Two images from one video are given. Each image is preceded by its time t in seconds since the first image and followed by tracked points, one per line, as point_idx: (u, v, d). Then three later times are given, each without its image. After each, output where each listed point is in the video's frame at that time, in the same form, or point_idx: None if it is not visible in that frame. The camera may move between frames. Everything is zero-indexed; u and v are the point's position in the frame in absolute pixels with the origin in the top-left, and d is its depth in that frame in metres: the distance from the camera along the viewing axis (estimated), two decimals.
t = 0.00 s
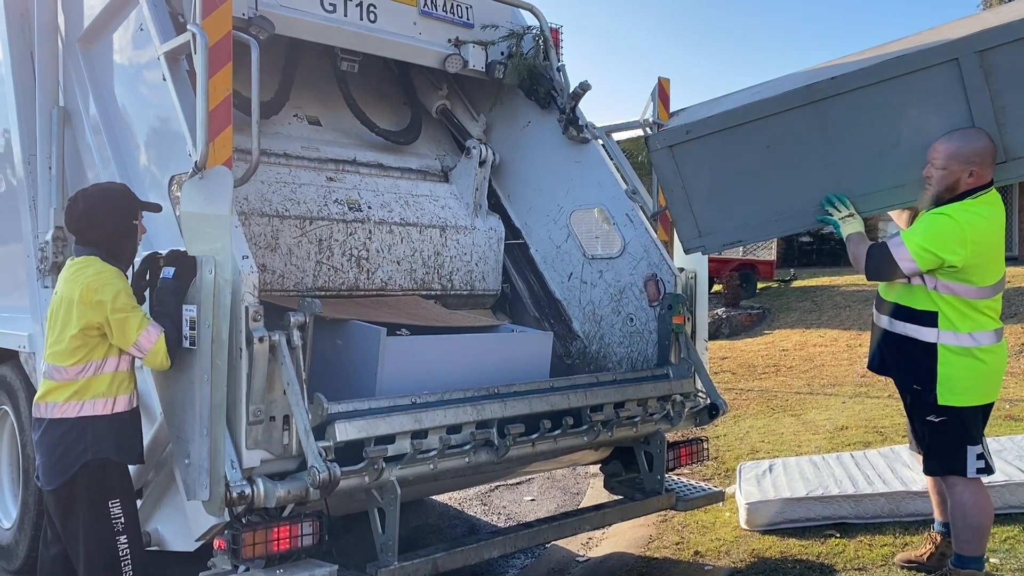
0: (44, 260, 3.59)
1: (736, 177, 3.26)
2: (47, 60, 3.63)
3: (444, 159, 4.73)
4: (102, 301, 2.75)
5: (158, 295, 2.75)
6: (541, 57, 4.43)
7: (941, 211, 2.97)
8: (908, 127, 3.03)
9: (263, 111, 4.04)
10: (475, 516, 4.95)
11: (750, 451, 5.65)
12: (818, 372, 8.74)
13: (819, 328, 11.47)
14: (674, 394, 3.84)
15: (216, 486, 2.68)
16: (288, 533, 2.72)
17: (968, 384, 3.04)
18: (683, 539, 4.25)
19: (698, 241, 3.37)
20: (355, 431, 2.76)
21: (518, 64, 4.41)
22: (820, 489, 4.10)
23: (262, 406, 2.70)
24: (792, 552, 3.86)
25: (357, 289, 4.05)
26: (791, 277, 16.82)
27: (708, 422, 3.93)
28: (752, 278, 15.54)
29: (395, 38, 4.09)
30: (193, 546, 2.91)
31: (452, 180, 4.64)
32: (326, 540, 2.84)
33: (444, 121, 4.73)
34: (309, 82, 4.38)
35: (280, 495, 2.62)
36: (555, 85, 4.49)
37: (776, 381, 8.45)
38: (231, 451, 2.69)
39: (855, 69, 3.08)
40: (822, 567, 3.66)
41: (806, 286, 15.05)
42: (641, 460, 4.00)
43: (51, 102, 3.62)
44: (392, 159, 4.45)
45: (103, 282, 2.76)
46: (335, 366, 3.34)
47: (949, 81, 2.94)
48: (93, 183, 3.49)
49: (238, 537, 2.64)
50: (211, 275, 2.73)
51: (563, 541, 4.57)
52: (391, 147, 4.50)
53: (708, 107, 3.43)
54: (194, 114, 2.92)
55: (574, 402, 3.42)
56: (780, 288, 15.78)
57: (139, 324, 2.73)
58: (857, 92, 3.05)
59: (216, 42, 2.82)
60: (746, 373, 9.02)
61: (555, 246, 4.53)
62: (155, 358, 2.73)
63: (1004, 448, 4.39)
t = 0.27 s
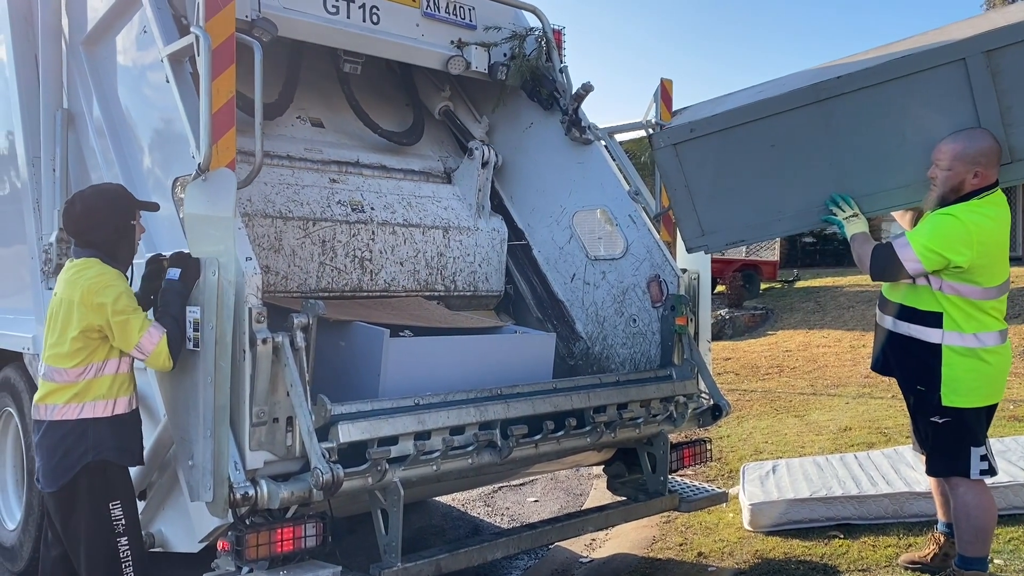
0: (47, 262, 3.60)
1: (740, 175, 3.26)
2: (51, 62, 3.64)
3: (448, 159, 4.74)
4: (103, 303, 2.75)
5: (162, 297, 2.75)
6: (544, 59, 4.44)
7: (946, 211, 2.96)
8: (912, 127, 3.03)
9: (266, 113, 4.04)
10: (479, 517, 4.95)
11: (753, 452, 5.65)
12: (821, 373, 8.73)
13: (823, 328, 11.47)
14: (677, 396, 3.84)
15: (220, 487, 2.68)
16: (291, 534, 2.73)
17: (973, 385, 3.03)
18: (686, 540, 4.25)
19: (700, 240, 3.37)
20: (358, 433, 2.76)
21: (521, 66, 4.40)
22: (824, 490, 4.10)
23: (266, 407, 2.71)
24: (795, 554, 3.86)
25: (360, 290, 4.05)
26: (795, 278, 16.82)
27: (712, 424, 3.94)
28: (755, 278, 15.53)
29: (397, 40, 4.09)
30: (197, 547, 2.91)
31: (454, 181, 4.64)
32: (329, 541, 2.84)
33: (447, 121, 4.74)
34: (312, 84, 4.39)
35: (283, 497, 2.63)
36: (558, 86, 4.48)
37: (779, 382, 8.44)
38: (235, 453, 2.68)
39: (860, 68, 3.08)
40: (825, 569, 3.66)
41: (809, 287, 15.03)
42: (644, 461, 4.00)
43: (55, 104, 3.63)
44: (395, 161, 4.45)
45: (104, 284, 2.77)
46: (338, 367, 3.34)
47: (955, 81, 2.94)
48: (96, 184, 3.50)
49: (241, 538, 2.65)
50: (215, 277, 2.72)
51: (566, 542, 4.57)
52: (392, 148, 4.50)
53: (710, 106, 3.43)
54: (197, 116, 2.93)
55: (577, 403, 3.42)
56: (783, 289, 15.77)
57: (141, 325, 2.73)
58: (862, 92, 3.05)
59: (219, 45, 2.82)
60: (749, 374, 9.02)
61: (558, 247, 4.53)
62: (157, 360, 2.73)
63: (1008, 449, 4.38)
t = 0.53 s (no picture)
0: (50, 265, 3.61)
1: (744, 173, 3.26)
2: (54, 65, 3.65)
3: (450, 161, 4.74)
4: (108, 303, 2.76)
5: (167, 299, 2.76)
6: (546, 60, 4.45)
7: (950, 213, 2.96)
8: (917, 127, 3.03)
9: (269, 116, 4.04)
10: (482, 518, 4.95)
11: (756, 453, 5.64)
12: (824, 373, 8.73)
13: (825, 329, 11.46)
14: (680, 397, 3.83)
15: (223, 489, 2.68)
16: (295, 535, 2.73)
17: (977, 386, 3.03)
18: (689, 541, 4.25)
19: (704, 238, 3.37)
20: (361, 434, 2.77)
21: (523, 67, 4.41)
22: (828, 491, 4.10)
23: (269, 409, 2.71)
24: (799, 554, 3.86)
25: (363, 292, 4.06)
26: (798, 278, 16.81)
27: (714, 425, 3.94)
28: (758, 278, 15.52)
29: (400, 42, 4.10)
30: (200, 549, 2.92)
31: (457, 182, 4.67)
32: (332, 543, 2.85)
33: (449, 121, 4.74)
34: (315, 86, 4.39)
35: (287, 498, 2.63)
36: (560, 87, 4.49)
37: (782, 383, 8.44)
38: (238, 455, 2.69)
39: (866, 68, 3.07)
40: (828, 569, 3.65)
41: (812, 288, 15.02)
42: (647, 463, 3.99)
43: (58, 107, 3.64)
44: (397, 162, 4.46)
45: (109, 284, 2.78)
46: (341, 367, 3.35)
47: (962, 80, 2.93)
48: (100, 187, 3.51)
49: (245, 540, 2.66)
50: (217, 279, 2.72)
51: (569, 543, 4.57)
52: (392, 150, 4.50)
53: (715, 104, 3.42)
54: (200, 118, 2.94)
55: (579, 404, 3.42)
56: (786, 289, 15.76)
57: (146, 326, 2.74)
58: (867, 92, 3.04)
59: (222, 47, 2.83)
60: (752, 375, 9.02)
61: (560, 248, 4.53)
62: (160, 361, 2.74)
63: (1012, 450, 4.38)
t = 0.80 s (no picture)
0: (53, 267, 3.61)
1: (747, 176, 3.26)
2: (57, 68, 3.66)
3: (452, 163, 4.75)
4: (112, 304, 2.77)
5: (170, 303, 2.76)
6: (547, 61, 4.45)
7: (954, 214, 2.97)
8: (921, 128, 3.02)
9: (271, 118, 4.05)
10: (485, 519, 4.95)
11: (759, 454, 5.64)
12: (827, 374, 8.72)
13: (828, 330, 11.44)
14: (682, 398, 3.83)
15: (226, 491, 2.70)
16: (298, 537, 2.73)
17: (983, 387, 3.02)
18: (692, 542, 4.24)
19: (708, 241, 3.38)
20: (363, 436, 2.77)
21: (524, 69, 4.41)
22: (831, 492, 4.10)
23: (271, 412, 2.69)
24: (802, 556, 3.85)
25: (365, 294, 4.06)
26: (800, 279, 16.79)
27: (718, 426, 3.95)
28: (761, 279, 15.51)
29: (402, 45, 4.10)
30: (203, 551, 2.92)
31: (459, 181, 4.66)
32: (335, 545, 2.85)
33: (450, 122, 4.73)
34: (317, 88, 4.40)
35: (289, 500, 2.63)
36: (561, 89, 4.50)
37: (785, 383, 8.43)
38: (241, 456, 2.70)
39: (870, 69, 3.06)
40: (832, 571, 3.65)
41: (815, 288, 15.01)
42: (650, 464, 3.99)
43: (61, 110, 3.64)
44: (399, 164, 4.46)
45: (113, 286, 2.79)
46: (344, 369, 3.35)
47: (966, 81, 2.92)
48: (102, 189, 3.51)
49: (248, 542, 2.67)
50: (220, 281, 2.75)
51: (572, 545, 4.57)
52: (394, 152, 4.49)
53: (718, 106, 3.42)
54: (202, 120, 2.94)
55: (582, 405, 3.42)
56: (789, 290, 15.75)
57: (150, 328, 2.75)
58: (870, 93, 3.04)
59: (224, 50, 2.83)
60: (754, 376, 9.01)
61: (563, 250, 4.54)
62: (164, 363, 2.75)
63: (1016, 450, 4.37)
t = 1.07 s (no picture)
0: (56, 271, 3.62)
1: (748, 179, 3.25)
2: (59, 71, 3.66)
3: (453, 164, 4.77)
4: (114, 308, 2.77)
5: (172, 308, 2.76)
6: (549, 63, 4.45)
7: (957, 214, 2.96)
8: (922, 130, 3.02)
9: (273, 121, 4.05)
10: (488, 521, 4.95)
11: (762, 456, 5.63)
12: (830, 375, 8.70)
13: (831, 331, 11.43)
14: (685, 399, 3.82)
15: (229, 493, 2.70)
16: (301, 540, 2.73)
17: (986, 388, 3.02)
18: (695, 544, 4.24)
19: (710, 244, 3.37)
20: (366, 439, 2.77)
21: (526, 71, 4.43)
22: (834, 494, 4.09)
23: (274, 414, 2.70)
24: (806, 557, 3.85)
25: (367, 296, 4.06)
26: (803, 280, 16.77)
27: (720, 428, 3.93)
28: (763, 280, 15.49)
29: (403, 47, 4.10)
30: (206, 553, 2.91)
31: (460, 181, 4.67)
32: (338, 547, 2.85)
33: (453, 124, 4.73)
34: (319, 90, 4.40)
35: (292, 503, 2.61)
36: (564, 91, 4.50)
37: (788, 385, 8.42)
38: (243, 459, 2.69)
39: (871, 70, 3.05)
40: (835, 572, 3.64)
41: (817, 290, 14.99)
42: (652, 466, 3.99)
43: (63, 113, 3.64)
44: (401, 167, 4.47)
45: (115, 289, 2.79)
46: (346, 371, 3.35)
47: (968, 82, 2.92)
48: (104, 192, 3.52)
49: (251, 544, 2.66)
50: (222, 284, 2.75)
51: (575, 547, 4.56)
52: (397, 154, 4.51)
53: (718, 108, 3.41)
54: (204, 122, 2.95)
55: (584, 407, 3.41)
56: (792, 291, 15.73)
57: (152, 331, 2.75)
58: (872, 95, 3.03)
59: (225, 53, 2.83)
60: (757, 377, 9.00)
61: (565, 252, 4.55)
62: (166, 366, 2.75)
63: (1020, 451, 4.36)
